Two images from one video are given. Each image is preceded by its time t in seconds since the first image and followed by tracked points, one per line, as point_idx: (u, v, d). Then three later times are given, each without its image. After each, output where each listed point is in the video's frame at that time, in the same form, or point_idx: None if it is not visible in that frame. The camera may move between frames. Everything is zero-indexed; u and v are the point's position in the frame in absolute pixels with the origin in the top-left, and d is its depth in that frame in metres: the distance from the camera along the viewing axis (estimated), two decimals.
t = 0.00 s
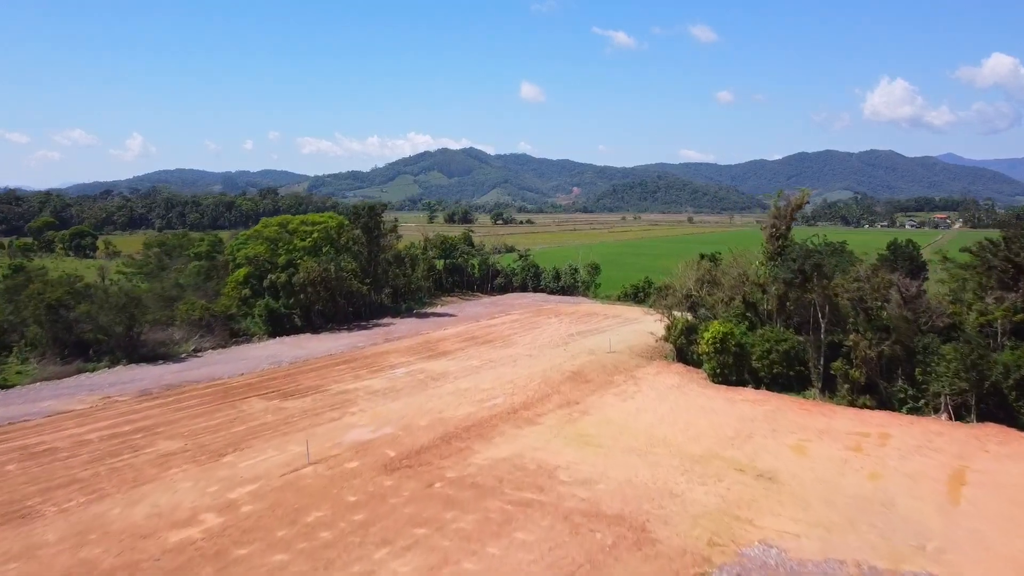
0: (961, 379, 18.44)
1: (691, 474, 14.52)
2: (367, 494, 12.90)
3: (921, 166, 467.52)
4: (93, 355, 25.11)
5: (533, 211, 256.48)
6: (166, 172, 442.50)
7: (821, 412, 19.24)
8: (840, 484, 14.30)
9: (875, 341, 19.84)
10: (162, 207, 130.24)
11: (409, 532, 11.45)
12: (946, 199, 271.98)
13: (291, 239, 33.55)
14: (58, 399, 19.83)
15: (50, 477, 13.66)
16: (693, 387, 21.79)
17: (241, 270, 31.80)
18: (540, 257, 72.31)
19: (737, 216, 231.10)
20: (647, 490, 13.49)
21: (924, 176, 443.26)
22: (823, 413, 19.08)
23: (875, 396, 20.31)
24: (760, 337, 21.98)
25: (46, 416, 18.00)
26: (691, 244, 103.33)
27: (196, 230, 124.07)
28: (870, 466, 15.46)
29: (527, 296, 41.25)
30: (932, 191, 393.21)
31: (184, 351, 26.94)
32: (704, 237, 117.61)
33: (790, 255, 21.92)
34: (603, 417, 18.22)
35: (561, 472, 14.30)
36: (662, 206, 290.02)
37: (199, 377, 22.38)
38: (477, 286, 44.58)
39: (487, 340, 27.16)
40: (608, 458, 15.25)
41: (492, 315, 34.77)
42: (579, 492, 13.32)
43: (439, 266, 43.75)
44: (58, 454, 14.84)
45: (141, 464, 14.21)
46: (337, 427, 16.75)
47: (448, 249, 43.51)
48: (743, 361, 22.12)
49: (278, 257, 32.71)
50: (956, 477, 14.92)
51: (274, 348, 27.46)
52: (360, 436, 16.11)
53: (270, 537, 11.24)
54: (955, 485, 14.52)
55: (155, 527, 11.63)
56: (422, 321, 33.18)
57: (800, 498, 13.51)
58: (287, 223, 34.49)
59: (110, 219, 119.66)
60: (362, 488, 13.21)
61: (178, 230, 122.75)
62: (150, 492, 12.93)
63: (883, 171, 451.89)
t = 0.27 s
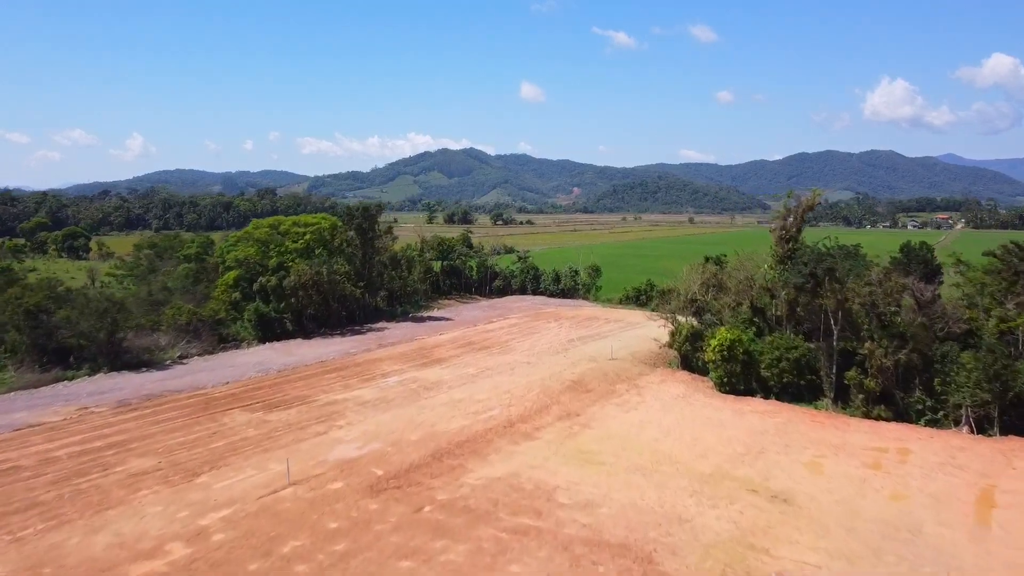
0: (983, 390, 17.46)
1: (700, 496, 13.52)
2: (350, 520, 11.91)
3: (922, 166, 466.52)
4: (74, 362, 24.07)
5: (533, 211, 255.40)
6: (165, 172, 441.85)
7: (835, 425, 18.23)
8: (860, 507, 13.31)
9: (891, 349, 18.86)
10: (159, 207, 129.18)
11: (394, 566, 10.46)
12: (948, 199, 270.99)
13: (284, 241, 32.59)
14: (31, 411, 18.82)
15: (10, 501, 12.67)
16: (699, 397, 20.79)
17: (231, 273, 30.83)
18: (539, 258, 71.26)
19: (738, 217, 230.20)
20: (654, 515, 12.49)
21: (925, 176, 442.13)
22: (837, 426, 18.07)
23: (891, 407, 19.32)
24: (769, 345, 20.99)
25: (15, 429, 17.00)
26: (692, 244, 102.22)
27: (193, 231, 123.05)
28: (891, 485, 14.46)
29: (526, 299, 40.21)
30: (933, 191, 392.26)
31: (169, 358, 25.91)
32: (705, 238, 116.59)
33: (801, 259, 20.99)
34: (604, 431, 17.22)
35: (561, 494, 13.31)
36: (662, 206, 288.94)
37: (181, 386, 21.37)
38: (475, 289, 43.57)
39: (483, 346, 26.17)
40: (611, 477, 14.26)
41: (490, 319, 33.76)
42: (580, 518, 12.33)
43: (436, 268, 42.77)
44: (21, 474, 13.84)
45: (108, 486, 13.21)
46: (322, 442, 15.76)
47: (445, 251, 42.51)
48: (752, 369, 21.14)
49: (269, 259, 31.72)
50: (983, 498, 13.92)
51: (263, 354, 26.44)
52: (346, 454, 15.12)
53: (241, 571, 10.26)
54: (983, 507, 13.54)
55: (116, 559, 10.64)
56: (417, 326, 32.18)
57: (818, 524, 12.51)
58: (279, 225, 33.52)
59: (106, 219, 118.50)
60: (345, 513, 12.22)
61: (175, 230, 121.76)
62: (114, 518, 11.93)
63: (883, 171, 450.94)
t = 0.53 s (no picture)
0: (1008, 403, 16.46)
1: (711, 521, 12.52)
2: (330, 551, 10.93)
3: (923, 166, 465.53)
4: (52, 370, 23.02)
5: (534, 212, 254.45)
6: (165, 172, 441.45)
7: (851, 439, 17.24)
8: (883, 534, 12.31)
9: (909, 359, 17.87)
10: (156, 208, 128.21)
11: None
12: (949, 199, 270.06)
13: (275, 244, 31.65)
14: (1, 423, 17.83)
15: None
16: (706, 408, 19.80)
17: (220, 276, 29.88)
18: (539, 259, 70.27)
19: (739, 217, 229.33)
20: (661, 545, 11.50)
21: (926, 176, 441.14)
22: (852, 441, 17.09)
23: (909, 420, 18.31)
24: (779, 353, 20.00)
25: None
26: (694, 245, 101.23)
27: (191, 232, 122.10)
28: (915, 508, 13.47)
29: (525, 303, 39.19)
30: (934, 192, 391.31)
31: (154, 365, 24.93)
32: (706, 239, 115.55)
33: (813, 263, 20.03)
34: (607, 447, 16.23)
35: (560, 520, 12.33)
36: (663, 206, 288.06)
37: (163, 397, 20.37)
38: (473, 292, 42.61)
39: (479, 353, 25.17)
40: (614, 500, 13.26)
41: (488, 324, 32.76)
42: (581, 547, 11.34)
43: (433, 271, 41.84)
44: None
45: (71, 512, 12.22)
46: (306, 460, 14.76)
47: (443, 253, 41.56)
48: (761, 379, 20.16)
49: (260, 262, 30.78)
50: (1015, 523, 12.92)
51: (251, 362, 25.44)
52: (330, 473, 14.13)
53: None
54: (1016, 533, 12.54)
55: None
56: (412, 331, 31.20)
57: (839, 553, 11.52)
58: (271, 227, 32.59)
59: (103, 220, 117.51)
60: (326, 542, 11.24)
61: (172, 231, 120.91)
62: (74, 549, 10.96)
63: (884, 171, 449.93)
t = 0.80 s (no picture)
0: None
1: (723, 554, 11.53)
2: None
3: (924, 166, 464.54)
4: (29, 381, 21.93)
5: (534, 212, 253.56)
6: (165, 172, 440.90)
7: (868, 458, 16.25)
8: (911, 568, 11.31)
9: (930, 371, 16.85)
10: (154, 208, 127.28)
11: None
12: (951, 199, 269.21)
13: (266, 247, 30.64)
14: None
15: None
16: (713, 422, 18.81)
17: (209, 281, 28.88)
18: (539, 261, 69.27)
19: (740, 218, 228.47)
20: None
21: (927, 177, 440.16)
22: (870, 460, 16.11)
23: (928, 435, 17.28)
24: (790, 364, 19.00)
25: None
26: (696, 246, 100.19)
27: (188, 233, 121.23)
28: (943, 537, 12.48)
29: (523, 307, 38.20)
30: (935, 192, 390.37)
31: (137, 374, 23.89)
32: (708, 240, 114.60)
33: (825, 269, 19.05)
34: (609, 466, 15.24)
35: (559, 552, 11.34)
36: (664, 206, 287.15)
37: (142, 410, 19.36)
38: (471, 295, 41.66)
39: (476, 362, 24.19)
40: (617, 528, 12.28)
41: (485, 330, 31.78)
42: None
43: (430, 274, 40.88)
44: None
45: (26, 544, 11.23)
46: (287, 483, 13.77)
47: (440, 255, 40.59)
48: (771, 391, 19.18)
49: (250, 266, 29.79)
50: None
51: (238, 370, 24.42)
52: (312, 498, 13.14)
53: None
54: None
55: None
56: (408, 337, 30.22)
57: None
58: (262, 229, 31.60)
59: (100, 220, 116.56)
60: None
61: (170, 232, 120.02)
62: None
63: (885, 172, 448.98)
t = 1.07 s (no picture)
0: None
1: None
2: None
3: (925, 167, 463.55)
4: (4, 394, 20.85)
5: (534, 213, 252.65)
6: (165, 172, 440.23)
7: (887, 481, 15.28)
8: None
9: (952, 387, 15.85)
10: (151, 209, 126.34)
11: None
12: (952, 200, 268.37)
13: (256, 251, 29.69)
14: None
15: None
16: (721, 439, 17.85)
17: (196, 287, 27.95)
18: (539, 264, 68.25)
19: (741, 218, 227.54)
20: None
21: (928, 177, 439.21)
22: (889, 483, 15.16)
23: (950, 454, 16.29)
24: (802, 378, 18.02)
25: None
26: (697, 247, 99.17)
27: (186, 234, 120.38)
28: (973, 573, 11.52)
29: (522, 313, 37.22)
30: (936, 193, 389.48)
31: (119, 386, 22.92)
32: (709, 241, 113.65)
33: (839, 278, 18.08)
34: (612, 491, 14.28)
35: None
36: (665, 207, 286.21)
37: (120, 426, 18.41)
38: (469, 300, 40.71)
39: (472, 373, 23.23)
40: (621, 564, 11.32)
41: (482, 337, 30.81)
42: None
43: (427, 278, 39.94)
44: None
45: None
46: (265, 511, 12.82)
47: (437, 259, 39.62)
48: (782, 406, 18.20)
49: (239, 271, 28.84)
50: None
51: (225, 381, 23.46)
52: (291, 529, 12.19)
53: None
54: None
55: None
56: (402, 345, 29.27)
57: None
58: (252, 232, 30.65)
59: (96, 222, 115.62)
60: None
61: (167, 233, 119.17)
62: None
63: (886, 172, 448.05)
